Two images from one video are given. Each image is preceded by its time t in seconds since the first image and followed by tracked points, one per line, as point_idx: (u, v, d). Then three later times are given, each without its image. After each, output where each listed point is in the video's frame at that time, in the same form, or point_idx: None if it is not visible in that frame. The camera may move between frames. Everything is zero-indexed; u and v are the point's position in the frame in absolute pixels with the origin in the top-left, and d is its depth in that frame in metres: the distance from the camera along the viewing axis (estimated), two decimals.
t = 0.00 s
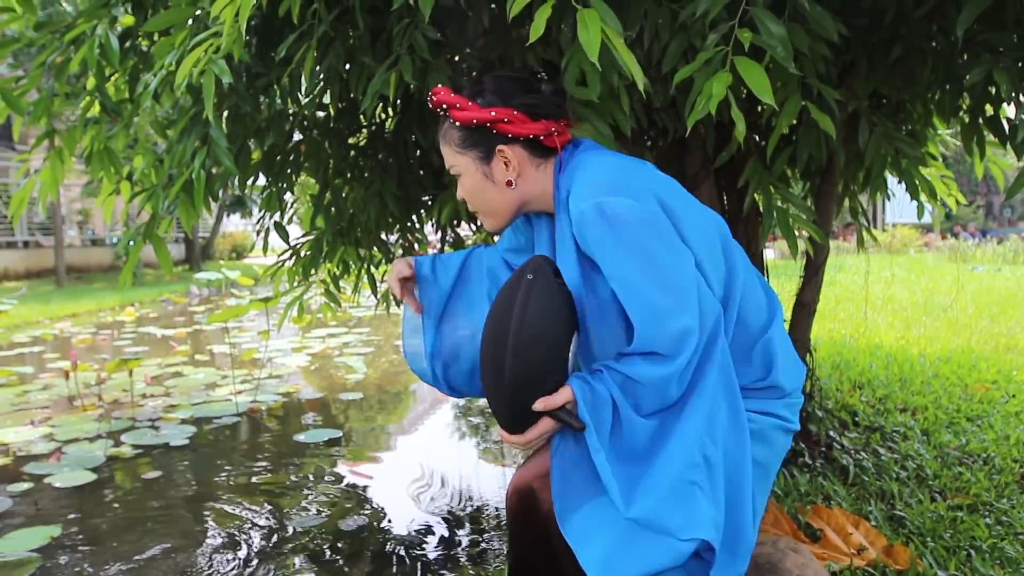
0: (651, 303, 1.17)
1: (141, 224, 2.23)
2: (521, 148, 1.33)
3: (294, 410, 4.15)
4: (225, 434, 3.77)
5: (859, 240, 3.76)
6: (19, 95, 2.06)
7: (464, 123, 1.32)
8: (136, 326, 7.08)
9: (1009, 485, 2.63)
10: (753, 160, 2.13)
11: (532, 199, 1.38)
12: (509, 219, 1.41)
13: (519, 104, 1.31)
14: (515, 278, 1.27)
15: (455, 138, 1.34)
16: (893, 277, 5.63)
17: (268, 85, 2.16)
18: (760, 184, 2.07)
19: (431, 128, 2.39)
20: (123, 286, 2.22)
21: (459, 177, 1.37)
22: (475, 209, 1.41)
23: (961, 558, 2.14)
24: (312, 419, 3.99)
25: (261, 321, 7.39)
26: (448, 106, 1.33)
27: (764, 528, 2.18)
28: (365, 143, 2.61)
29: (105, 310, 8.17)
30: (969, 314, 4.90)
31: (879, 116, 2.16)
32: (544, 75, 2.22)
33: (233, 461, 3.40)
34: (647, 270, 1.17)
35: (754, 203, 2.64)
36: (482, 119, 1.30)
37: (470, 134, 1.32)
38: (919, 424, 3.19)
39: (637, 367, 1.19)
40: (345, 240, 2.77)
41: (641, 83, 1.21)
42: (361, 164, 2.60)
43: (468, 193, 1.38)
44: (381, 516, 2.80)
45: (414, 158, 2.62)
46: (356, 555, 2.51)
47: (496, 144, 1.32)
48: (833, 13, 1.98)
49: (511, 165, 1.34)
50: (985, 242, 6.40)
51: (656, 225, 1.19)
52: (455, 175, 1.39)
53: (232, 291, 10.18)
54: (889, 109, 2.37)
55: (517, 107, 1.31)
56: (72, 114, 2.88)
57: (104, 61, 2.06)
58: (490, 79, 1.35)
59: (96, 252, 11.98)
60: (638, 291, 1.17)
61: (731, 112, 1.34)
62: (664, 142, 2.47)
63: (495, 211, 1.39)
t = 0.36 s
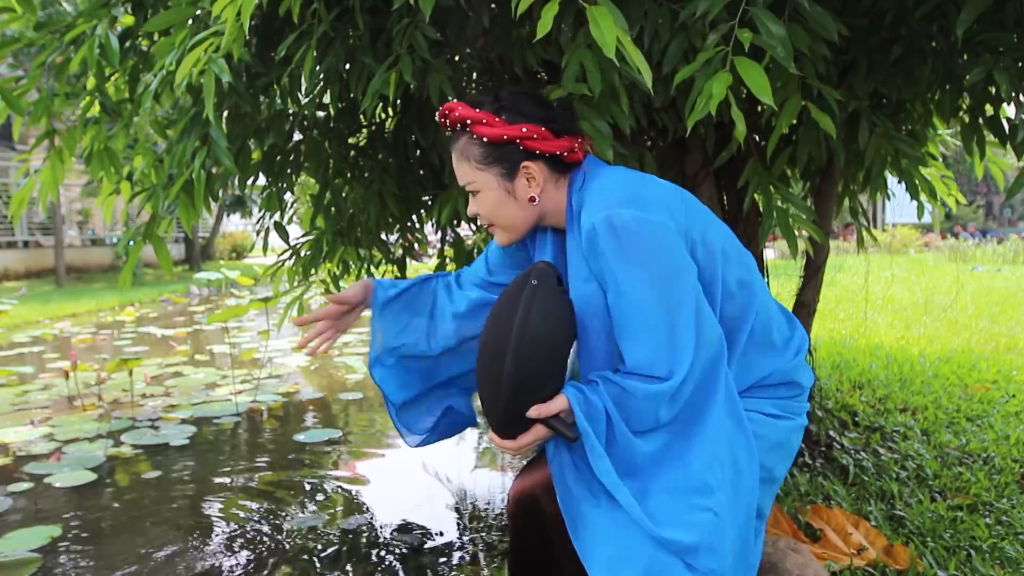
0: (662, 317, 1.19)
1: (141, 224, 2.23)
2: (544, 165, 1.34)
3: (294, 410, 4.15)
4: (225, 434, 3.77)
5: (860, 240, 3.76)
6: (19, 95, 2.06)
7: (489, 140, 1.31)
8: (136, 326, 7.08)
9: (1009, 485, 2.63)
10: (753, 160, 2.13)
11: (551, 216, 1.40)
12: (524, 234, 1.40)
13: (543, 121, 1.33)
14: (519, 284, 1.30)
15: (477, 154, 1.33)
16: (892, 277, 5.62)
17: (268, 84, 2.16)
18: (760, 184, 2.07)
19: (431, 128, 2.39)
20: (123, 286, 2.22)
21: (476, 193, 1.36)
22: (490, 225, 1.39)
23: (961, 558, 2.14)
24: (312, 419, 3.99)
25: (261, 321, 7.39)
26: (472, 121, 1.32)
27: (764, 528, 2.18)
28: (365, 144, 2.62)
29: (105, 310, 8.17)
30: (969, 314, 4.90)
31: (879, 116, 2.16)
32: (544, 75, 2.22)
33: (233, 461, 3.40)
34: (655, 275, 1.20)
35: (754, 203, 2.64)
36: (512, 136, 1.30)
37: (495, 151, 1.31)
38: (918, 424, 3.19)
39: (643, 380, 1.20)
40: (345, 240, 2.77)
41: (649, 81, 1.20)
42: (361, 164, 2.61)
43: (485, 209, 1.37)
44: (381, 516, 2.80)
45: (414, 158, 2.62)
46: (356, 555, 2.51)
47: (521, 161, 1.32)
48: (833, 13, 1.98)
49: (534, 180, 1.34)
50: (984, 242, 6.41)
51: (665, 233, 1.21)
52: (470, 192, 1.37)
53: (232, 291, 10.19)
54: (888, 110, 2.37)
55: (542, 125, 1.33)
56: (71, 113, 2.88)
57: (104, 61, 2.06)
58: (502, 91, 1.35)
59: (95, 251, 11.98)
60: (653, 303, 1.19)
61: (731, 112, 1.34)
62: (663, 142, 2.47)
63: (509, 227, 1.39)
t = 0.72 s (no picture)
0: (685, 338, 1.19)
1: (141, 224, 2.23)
2: (575, 170, 1.33)
3: (294, 409, 4.14)
4: (225, 433, 3.76)
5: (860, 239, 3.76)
6: (19, 95, 2.06)
7: (519, 137, 1.30)
8: (136, 326, 7.09)
9: (1009, 484, 2.63)
10: (753, 160, 2.12)
11: (579, 225, 1.38)
12: (549, 242, 1.39)
13: (577, 124, 1.32)
14: (524, 319, 1.33)
15: (504, 152, 1.32)
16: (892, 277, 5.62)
17: (268, 84, 2.16)
18: (760, 183, 2.07)
19: (431, 127, 2.39)
20: (123, 285, 2.22)
21: (500, 193, 1.35)
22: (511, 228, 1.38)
23: (961, 558, 2.14)
24: (312, 418, 3.98)
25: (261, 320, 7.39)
26: (502, 116, 1.31)
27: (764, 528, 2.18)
28: (365, 143, 2.61)
29: (105, 309, 8.18)
30: (969, 313, 4.90)
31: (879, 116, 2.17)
32: (544, 75, 2.22)
33: (233, 460, 3.40)
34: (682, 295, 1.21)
35: (754, 203, 2.64)
36: (544, 136, 1.30)
37: (525, 149, 1.31)
38: (918, 424, 3.19)
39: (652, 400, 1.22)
40: (345, 240, 2.76)
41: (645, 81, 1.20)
42: (360, 164, 2.60)
43: (508, 210, 1.36)
44: (381, 516, 2.80)
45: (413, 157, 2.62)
46: (355, 554, 2.52)
47: (552, 164, 1.32)
48: (833, 13, 1.98)
49: (564, 186, 1.34)
50: (984, 242, 6.41)
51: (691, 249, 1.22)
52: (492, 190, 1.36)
53: (232, 291, 10.19)
54: (888, 109, 2.37)
55: (576, 128, 1.32)
56: (71, 113, 2.88)
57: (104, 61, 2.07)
58: (537, 90, 1.36)
59: (96, 251, 11.98)
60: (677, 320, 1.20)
61: (731, 112, 1.34)
62: (663, 142, 2.47)
63: (533, 232, 1.37)
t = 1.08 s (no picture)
0: (693, 304, 1.16)
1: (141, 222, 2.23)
2: (575, 109, 1.26)
3: (295, 407, 4.15)
4: (225, 431, 3.77)
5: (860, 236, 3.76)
6: (19, 93, 2.06)
7: (523, 75, 1.22)
8: (136, 323, 7.09)
9: (1009, 482, 2.63)
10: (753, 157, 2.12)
11: (578, 166, 1.31)
12: (547, 186, 1.31)
13: (578, 64, 1.25)
14: (483, 272, 1.18)
15: (508, 89, 1.24)
16: (893, 275, 5.61)
17: (268, 82, 2.16)
18: (760, 181, 2.07)
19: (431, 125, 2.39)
20: (123, 283, 2.22)
21: (501, 134, 1.26)
22: (510, 171, 1.29)
23: (961, 555, 2.14)
24: (313, 416, 3.99)
25: (261, 318, 7.40)
26: (507, 55, 1.22)
27: (764, 526, 2.19)
28: (365, 141, 2.61)
29: (104, 307, 8.18)
30: (969, 312, 4.91)
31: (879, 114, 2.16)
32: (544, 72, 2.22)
33: (233, 458, 3.40)
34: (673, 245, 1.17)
35: (754, 200, 2.64)
36: (547, 73, 1.22)
37: (528, 87, 1.23)
38: (918, 422, 3.19)
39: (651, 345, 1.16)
40: (345, 238, 2.76)
41: (643, 79, 1.20)
42: (360, 161, 2.60)
43: (508, 153, 1.27)
44: (382, 513, 2.80)
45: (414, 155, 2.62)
46: (356, 551, 2.52)
47: (552, 101, 1.24)
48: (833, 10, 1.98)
49: (564, 124, 1.26)
50: (984, 240, 6.42)
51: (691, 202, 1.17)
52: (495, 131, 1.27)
53: (232, 289, 10.20)
54: (889, 107, 2.37)
55: (577, 66, 1.25)
56: (70, 111, 2.87)
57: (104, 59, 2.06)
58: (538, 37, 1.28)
59: (95, 249, 11.98)
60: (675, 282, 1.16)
61: (731, 109, 1.34)
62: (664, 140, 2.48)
63: (540, 177, 1.29)
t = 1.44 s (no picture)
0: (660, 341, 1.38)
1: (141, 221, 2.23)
2: (518, 190, 1.41)
3: (295, 406, 4.15)
4: (225, 430, 3.77)
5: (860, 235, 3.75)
6: (19, 92, 2.06)
7: (466, 165, 1.36)
8: (136, 323, 7.08)
9: (1008, 481, 2.63)
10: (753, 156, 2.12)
11: (520, 240, 1.46)
12: (496, 257, 1.46)
13: (519, 148, 1.40)
14: (346, 338, 1.40)
15: (454, 177, 1.38)
16: (893, 273, 5.61)
17: (268, 81, 2.16)
18: (760, 180, 2.07)
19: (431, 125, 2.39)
20: (123, 282, 2.22)
21: (453, 216, 1.41)
22: (461, 248, 1.44)
23: (961, 555, 2.14)
24: (313, 415, 3.99)
25: (261, 318, 7.39)
26: (451, 146, 1.37)
27: (764, 525, 2.19)
28: (365, 140, 2.61)
29: (104, 306, 8.17)
30: (969, 311, 4.91)
31: (879, 113, 2.16)
32: (544, 71, 2.22)
33: (233, 457, 3.40)
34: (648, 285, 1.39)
35: (753, 200, 2.65)
36: (489, 160, 1.36)
37: (471, 174, 1.37)
38: (918, 421, 3.19)
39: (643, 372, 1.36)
40: (345, 237, 2.76)
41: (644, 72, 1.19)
42: (360, 160, 2.60)
43: (459, 232, 1.42)
44: (381, 512, 2.80)
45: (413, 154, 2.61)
46: (356, 550, 2.52)
47: (496, 185, 1.39)
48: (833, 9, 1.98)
49: (508, 205, 1.41)
50: (985, 239, 6.42)
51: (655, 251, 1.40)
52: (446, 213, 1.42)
53: (232, 288, 10.19)
54: (889, 106, 2.37)
55: (518, 151, 1.40)
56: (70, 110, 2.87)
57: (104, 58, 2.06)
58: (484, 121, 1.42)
59: (95, 248, 11.98)
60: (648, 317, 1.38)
61: (731, 108, 1.33)
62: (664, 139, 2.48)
63: (492, 249, 1.44)
